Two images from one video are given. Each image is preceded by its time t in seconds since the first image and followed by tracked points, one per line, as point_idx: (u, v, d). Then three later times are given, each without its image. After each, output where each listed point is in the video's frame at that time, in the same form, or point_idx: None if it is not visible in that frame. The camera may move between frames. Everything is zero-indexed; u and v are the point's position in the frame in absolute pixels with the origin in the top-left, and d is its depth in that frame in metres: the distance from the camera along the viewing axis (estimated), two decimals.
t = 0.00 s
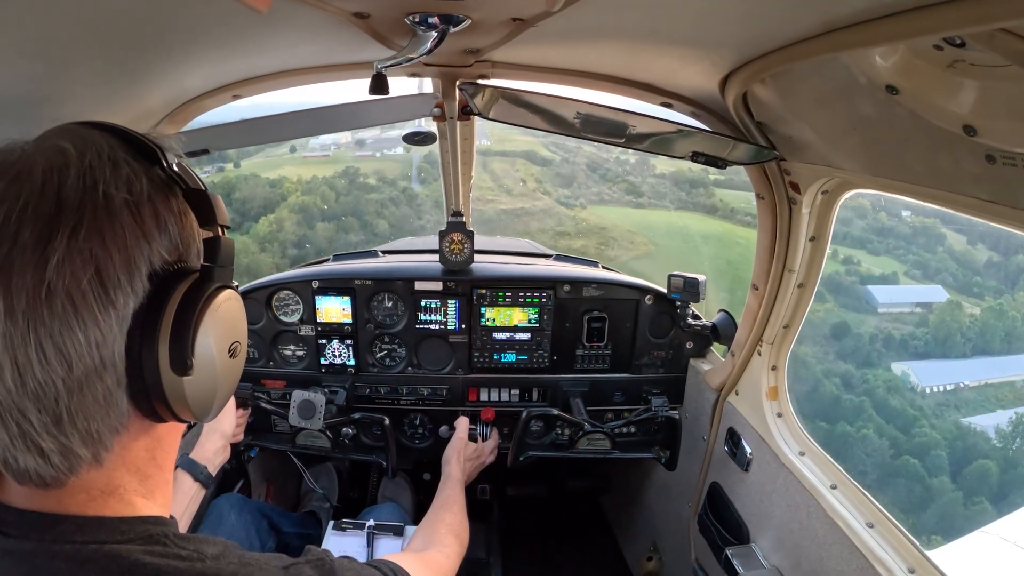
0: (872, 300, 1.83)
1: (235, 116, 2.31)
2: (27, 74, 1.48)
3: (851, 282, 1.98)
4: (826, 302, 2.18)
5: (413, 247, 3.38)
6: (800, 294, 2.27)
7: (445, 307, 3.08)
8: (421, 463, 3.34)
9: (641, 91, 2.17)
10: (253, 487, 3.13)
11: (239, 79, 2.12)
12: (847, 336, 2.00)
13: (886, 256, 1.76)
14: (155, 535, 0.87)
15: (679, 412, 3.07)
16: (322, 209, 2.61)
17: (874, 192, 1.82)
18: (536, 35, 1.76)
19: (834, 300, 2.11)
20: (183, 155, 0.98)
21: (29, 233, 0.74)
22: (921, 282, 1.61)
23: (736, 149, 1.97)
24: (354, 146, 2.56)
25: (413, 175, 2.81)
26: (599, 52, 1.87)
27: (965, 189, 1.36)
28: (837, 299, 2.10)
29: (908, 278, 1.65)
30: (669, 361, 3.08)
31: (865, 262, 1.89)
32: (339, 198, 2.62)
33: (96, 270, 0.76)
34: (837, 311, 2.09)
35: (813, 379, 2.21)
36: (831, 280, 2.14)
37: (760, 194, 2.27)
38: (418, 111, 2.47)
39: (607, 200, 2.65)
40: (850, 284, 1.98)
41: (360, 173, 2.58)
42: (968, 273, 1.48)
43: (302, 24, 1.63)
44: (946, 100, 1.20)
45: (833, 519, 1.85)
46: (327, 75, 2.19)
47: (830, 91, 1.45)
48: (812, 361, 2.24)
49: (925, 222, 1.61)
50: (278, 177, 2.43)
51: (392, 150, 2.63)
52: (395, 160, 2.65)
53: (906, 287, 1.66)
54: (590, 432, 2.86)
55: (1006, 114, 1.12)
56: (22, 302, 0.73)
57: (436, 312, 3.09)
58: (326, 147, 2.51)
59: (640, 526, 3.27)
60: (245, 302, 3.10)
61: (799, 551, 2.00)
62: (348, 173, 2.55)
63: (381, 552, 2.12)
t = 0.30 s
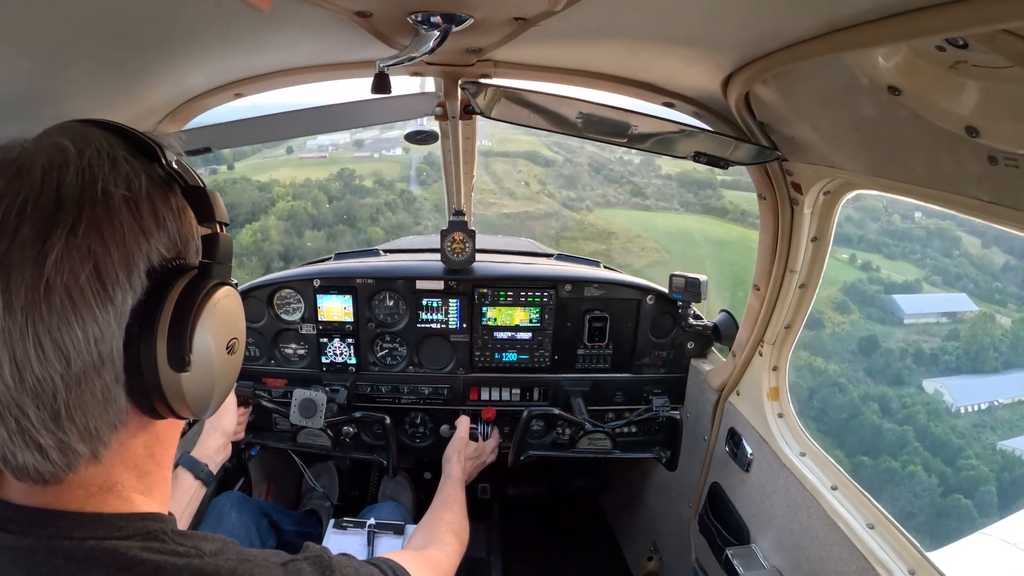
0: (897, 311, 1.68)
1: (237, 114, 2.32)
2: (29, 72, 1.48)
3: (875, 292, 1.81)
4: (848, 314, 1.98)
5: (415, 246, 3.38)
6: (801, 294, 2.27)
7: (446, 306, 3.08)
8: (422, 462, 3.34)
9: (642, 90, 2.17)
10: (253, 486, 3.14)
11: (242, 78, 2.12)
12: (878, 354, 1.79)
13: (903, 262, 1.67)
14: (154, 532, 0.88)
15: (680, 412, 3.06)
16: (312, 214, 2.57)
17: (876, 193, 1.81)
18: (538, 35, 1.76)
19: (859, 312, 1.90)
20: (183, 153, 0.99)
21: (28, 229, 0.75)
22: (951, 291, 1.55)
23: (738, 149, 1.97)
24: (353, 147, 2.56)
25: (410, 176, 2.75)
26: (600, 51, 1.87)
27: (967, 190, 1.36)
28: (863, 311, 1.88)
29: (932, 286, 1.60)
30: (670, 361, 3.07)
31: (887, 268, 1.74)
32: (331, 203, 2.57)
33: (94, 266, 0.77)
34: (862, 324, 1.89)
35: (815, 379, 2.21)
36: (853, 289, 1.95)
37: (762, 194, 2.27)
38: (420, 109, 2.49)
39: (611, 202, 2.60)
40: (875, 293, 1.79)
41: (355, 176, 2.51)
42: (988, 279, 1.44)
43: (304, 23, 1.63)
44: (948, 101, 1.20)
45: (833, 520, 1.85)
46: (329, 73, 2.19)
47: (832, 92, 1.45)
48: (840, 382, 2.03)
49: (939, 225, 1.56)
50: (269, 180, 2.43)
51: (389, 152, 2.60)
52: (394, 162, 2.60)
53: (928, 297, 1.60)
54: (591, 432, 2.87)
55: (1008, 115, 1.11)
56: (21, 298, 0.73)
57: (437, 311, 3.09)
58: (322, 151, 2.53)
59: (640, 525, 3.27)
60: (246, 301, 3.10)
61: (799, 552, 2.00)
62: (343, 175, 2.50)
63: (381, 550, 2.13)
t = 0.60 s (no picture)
0: (924, 322, 1.62)
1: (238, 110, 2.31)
2: (31, 69, 1.49)
3: (906, 304, 1.67)
4: (880, 327, 1.81)
5: (417, 245, 3.39)
6: (803, 294, 2.27)
7: (447, 304, 3.08)
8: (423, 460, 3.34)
9: (645, 90, 2.17)
10: (254, 484, 3.14)
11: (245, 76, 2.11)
12: (912, 369, 1.70)
13: (921, 267, 1.62)
14: (156, 530, 0.88)
15: (681, 411, 3.06)
16: (301, 220, 2.65)
17: (878, 193, 1.81)
18: (541, 34, 1.76)
19: (887, 325, 1.77)
20: (185, 151, 0.99)
21: (32, 228, 0.75)
22: (977, 299, 1.49)
23: (740, 149, 1.97)
24: (350, 147, 2.60)
25: (410, 178, 2.82)
26: (603, 50, 1.87)
27: (969, 191, 1.36)
28: (892, 323, 1.75)
29: (957, 296, 1.53)
30: (672, 360, 3.07)
31: (908, 275, 1.65)
32: (321, 208, 2.67)
33: (98, 265, 0.77)
34: (894, 338, 1.76)
35: (816, 379, 2.21)
36: (880, 299, 1.78)
37: (764, 194, 2.26)
38: (421, 108, 2.46)
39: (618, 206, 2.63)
40: (902, 304, 1.68)
41: (350, 178, 2.64)
42: (1008, 285, 1.41)
43: (306, 21, 1.64)
44: (951, 102, 1.19)
45: (833, 521, 1.85)
46: (332, 72, 2.19)
47: (834, 92, 1.45)
48: (884, 410, 1.85)
49: (951, 226, 1.53)
50: (259, 184, 2.48)
51: (388, 152, 2.66)
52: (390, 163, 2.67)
53: (954, 306, 1.54)
54: (592, 432, 2.88)
55: (1011, 116, 1.11)
56: (25, 296, 0.74)
57: (439, 310, 3.09)
58: (320, 151, 2.57)
59: (640, 525, 3.28)
60: (247, 298, 3.10)
61: (799, 552, 2.00)
62: (337, 178, 2.61)
63: (381, 548, 2.12)
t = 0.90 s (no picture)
0: (956, 336, 1.53)
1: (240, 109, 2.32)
2: (33, 67, 1.49)
3: (934, 316, 1.60)
4: (909, 342, 1.71)
5: (419, 243, 3.39)
6: (805, 294, 2.26)
7: (449, 303, 3.08)
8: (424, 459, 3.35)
9: (647, 88, 2.16)
10: (256, 481, 3.15)
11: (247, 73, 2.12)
12: (948, 391, 1.60)
13: (940, 273, 1.58)
14: (158, 528, 0.88)
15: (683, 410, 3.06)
16: (289, 228, 2.66)
17: (880, 192, 1.81)
18: (542, 32, 1.76)
19: (917, 338, 1.67)
20: (187, 149, 0.99)
21: (33, 227, 0.75)
22: (999, 308, 1.44)
23: (742, 148, 1.97)
24: (347, 147, 2.57)
25: (409, 180, 2.81)
26: (604, 49, 1.87)
27: (971, 191, 1.36)
28: (922, 338, 1.66)
29: (984, 306, 1.46)
30: (673, 359, 3.07)
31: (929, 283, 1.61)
32: (312, 213, 2.69)
33: (100, 263, 0.77)
34: (926, 354, 1.66)
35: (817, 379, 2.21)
36: (906, 311, 1.69)
37: (765, 193, 2.26)
38: (424, 105, 2.46)
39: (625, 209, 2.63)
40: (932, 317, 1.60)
41: (344, 181, 2.63)
42: None
43: (309, 19, 1.64)
44: (953, 102, 1.19)
45: (834, 521, 1.85)
46: (333, 70, 2.19)
47: (837, 91, 1.45)
48: (931, 444, 1.68)
49: (967, 229, 1.49)
50: (247, 189, 2.47)
51: (387, 152, 2.65)
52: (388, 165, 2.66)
53: (983, 317, 1.48)
54: (593, 431, 2.88)
55: (1013, 116, 1.11)
56: (26, 295, 0.74)
57: (440, 308, 3.09)
58: (315, 151, 2.55)
59: (641, 523, 3.28)
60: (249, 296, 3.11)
61: (800, 552, 2.00)
62: (330, 181, 2.62)
63: (381, 546, 2.12)
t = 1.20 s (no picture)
0: (987, 350, 1.46)
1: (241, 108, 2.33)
2: (36, 65, 1.49)
3: (966, 329, 1.51)
4: (941, 360, 1.60)
5: (421, 242, 3.40)
6: (807, 293, 2.26)
7: (451, 302, 3.09)
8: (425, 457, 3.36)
9: (648, 88, 2.16)
10: (257, 480, 3.16)
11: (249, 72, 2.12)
12: (988, 415, 1.48)
13: (960, 279, 1.52)
14: (160, 525, 0.89)
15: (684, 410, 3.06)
16: (271, 236, 2.76)
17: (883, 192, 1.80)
18: (545, 31, 1.76)
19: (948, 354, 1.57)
20: (190, 147, 0.99)
21: (36, 223, 0.75)
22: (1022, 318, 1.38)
23: (745, 147, 1.97)
24: (343, 151, 2.58)
25: (407, 181, 2.84)
26: (607, 48, 1.87)
27: (974, 191, 1.35)
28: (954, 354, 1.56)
29: (1011, 317, 1.41)
30: (675, 359, 3.07)
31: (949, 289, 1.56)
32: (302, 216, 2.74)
33: (102, 259, 0.77)
34: (960, 373, 1.55)
35: (818, 379, 2.20)
36: (935, 325, 1.60)
37: (768, 193, 2.25)
38: (425, 105, 2.43)
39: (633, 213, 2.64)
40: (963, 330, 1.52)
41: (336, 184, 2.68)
42: None
43: (311, 18, 1.64)
44: (956, 102, 1.19)
45: (834, 520, 1.86)
46: (335, 69, 2.19)
47: (839, 91, 1.45)
48: (982, 481, 1.52)
49: (983, 233, 1.45)
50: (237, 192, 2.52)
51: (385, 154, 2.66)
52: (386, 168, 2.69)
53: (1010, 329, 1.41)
54: (594, 431, 2.85)
55: (1016, 116, 1.10)
56: (29, 291, 0.74)
57: (442, 307, 3.09)
58: (310, 156, 2.56)
59: (641, 523, 3.28)
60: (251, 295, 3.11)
61: (800, 551, 2.00)
62: (321, 186, 2.67)
63: (382, 545, 2.12)
